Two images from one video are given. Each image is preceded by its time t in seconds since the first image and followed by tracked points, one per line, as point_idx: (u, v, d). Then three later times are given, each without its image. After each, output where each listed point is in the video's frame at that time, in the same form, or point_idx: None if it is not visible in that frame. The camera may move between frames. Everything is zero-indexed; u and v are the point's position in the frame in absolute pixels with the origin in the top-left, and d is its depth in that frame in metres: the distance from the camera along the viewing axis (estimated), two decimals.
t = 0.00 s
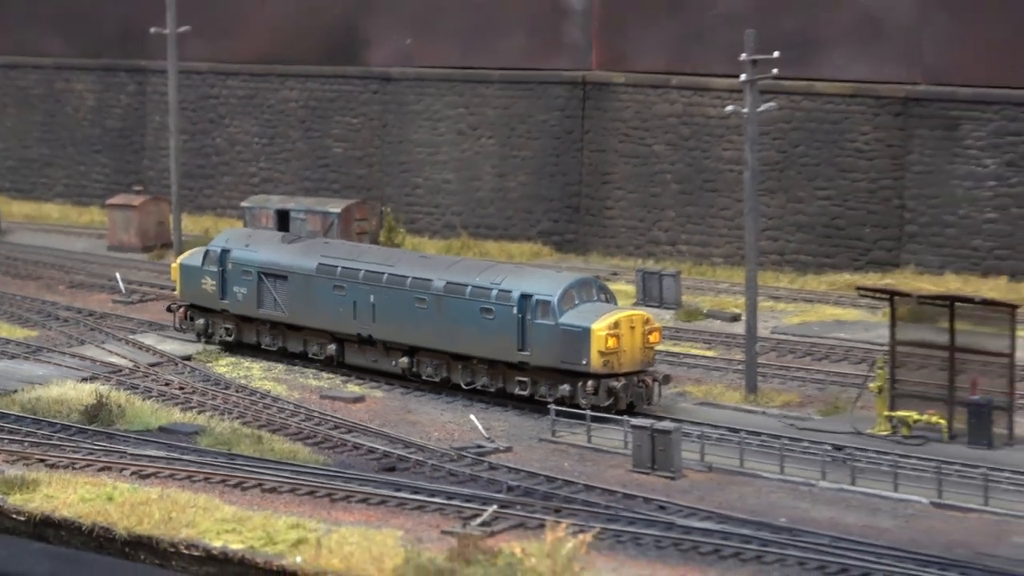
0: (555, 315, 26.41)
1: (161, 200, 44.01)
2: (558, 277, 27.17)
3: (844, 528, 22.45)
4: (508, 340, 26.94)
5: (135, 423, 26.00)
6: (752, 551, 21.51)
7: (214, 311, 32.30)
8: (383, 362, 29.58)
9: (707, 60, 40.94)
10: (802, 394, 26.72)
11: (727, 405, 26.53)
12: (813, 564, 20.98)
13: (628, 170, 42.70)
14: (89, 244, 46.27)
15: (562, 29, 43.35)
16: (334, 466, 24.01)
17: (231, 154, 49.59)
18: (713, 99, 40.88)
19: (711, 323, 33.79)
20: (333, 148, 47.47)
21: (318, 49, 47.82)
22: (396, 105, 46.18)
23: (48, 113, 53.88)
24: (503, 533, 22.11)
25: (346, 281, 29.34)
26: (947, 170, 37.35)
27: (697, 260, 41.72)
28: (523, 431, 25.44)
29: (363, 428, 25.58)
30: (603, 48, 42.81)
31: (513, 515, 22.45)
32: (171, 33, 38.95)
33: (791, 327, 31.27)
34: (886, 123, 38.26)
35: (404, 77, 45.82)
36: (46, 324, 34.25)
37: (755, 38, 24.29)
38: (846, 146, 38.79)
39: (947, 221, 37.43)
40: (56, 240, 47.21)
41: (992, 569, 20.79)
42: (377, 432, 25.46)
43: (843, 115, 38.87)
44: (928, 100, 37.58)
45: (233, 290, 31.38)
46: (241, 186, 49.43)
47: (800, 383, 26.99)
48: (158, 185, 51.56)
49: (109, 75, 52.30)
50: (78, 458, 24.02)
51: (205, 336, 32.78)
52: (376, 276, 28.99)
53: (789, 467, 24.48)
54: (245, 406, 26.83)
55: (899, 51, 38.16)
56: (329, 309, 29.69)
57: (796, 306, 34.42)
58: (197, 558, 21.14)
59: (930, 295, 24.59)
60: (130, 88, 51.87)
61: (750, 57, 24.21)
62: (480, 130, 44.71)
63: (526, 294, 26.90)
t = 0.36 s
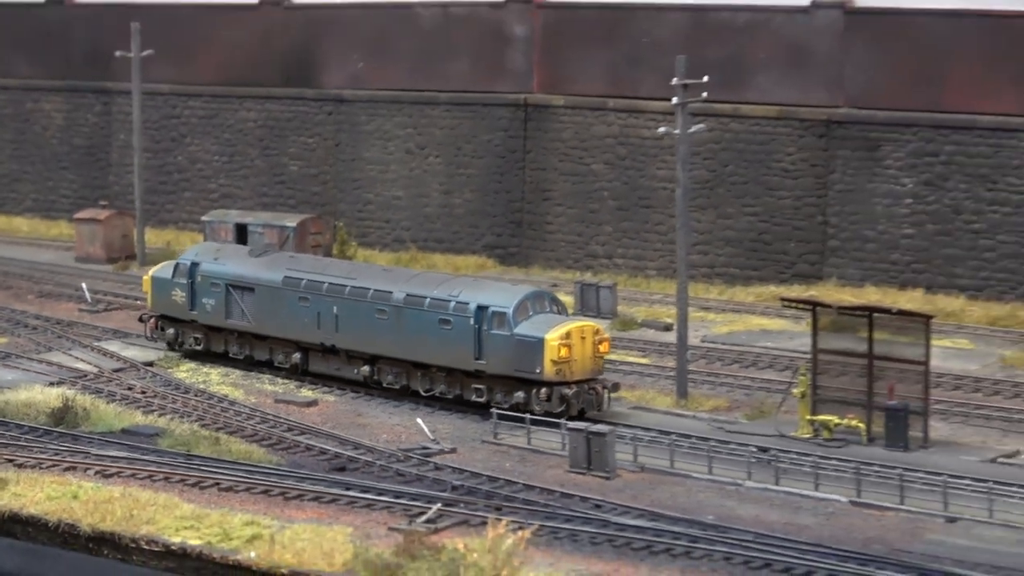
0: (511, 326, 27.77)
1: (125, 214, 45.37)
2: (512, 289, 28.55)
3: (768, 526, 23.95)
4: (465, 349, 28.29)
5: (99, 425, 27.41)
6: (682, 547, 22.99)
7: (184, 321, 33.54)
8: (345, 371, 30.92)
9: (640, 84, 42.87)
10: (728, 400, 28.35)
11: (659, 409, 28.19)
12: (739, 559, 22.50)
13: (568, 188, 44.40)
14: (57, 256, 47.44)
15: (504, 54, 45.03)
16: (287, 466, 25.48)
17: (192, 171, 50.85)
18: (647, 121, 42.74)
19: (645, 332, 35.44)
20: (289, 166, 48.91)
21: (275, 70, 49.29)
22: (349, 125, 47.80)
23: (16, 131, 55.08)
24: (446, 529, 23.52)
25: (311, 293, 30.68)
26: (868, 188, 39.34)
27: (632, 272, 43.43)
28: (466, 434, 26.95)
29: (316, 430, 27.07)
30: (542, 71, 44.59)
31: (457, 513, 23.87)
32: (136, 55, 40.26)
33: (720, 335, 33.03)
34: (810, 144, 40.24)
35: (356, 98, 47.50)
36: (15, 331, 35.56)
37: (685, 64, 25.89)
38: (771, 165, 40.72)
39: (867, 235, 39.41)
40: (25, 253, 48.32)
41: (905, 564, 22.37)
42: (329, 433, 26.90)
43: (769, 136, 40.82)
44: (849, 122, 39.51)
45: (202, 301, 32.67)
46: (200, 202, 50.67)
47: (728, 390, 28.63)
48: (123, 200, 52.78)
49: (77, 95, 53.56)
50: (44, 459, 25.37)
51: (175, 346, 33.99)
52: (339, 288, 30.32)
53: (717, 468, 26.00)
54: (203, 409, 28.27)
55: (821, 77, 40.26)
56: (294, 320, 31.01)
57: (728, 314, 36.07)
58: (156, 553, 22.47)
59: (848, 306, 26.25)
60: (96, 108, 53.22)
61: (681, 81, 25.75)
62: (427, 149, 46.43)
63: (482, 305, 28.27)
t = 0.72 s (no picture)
0: (481, 333, 28.26)
1: (89, 222, 45.71)
2: (482, 297, 29.04)
3: (719, 526, 24.45)
4: (436, 356, 28.78)
5: (64, 429, 27.80)
6: (635, 548, 23.46)
7: (156, 328, 33.94)
8: (316, 377, 31.37)
9: (594, 96, 43.64)
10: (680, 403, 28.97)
11: (614, 414, 28.83)
12: (690, 559, 22.96)
13: (524, 198, 44.94)
14: (21, 264, 47.71)
15: (462, 66, 45.73)
16: (248, 468, 25.93)
17: (155, 180, 51.60)
18: (602, 131, 43.46)
19: (600, 338, 36.17)
20: (250, 175, 49.63)
21: (237, 83, 50.11)
22: (310, 135, 48.43)
23: None
24: (404, 530, 23.94)
25: (282, 301, 31.15)
26: (818, 199, 40.06)
27: (588, 280, 44.00)
28: (424, 437, 27.45)
29: (276, 433, 27.54)
30: (500, 84, 45.26)
31: (414, 514, 24.28)
32: (99, 66, 40.76)
33: (674, 343, 33.74)
34: (761, 155, 40.95)
35: (317, 109, 48.14)
36: None
37: (640, 76, 26.31)
38: (723, 174, 41.43)
39: (817, 245, 40.17)
40: None
41: (852, 564, 22.89)
42: (288, 437, 27.36)
43: (721, 147, 41.54)
44: (799, 133, 40.26)
45: (174, 308, 33.06)
46: (164, 210, 51.38)
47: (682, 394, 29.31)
48: (87, 209, 53.16)
49: (42, 105, 54.03)
50: (7, 461, 25.70)
51: (146, 353, 34.33)
52: (310, 296, 30.80)
53: (670, 471, 26.56)
54: (166, 412, 28.72)
55: (771, 89, 40.97)
56: (266, 327, 31.48)
57: (679, 323, 36.74)
58: (119, 553, 22.88)
59: (798, 313, 26.77)
60: (61, 118, 53.61)
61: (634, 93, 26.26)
62: (388, 159, 46.99)
63: (453, 312, 28.76)
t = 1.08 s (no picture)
0: (444, 338, 28.29)
1: (42, 227, 45.99)
2: (446, 303, 29.07)
3: (666, 529, 24.58)
4: (400, 362, 28.75)
5: (14, 431, 27.84)
6: (582, 550, 23.59)
7: (116, 333, 33.80)
8: (278, 383, 31.34)
9: (548, 102, 43.94)
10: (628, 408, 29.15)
11: (564, 418, 29.11)
12: (637, 562, 23.04)
13: (478, 203, 45.18)
14: None
15: (416, 71, 46.02)
16: (197, 471, 26.07)
17: (108, 184, 51.70)
18: (555, 137, 43.75)
19: (552, 342, 36.48)
20: (203, 179, 49.78)
21: (192, 88, 50.31)
22: (263, 140, 48.54)
23: None
24: (352, 533, 24.02)
25: (244, 306, 31.13)
26: (769, 205, 40.50)
27: (540, 285, 44.43)
28: (374, 440, 27.59)
29: (226, 437, 27.68)
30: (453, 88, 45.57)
31: (362, 517, 24.37)
32: (52, 70, 40.74)
33: (625, 347, 34.05)
34: (713, 161, 41.40)
35: (270, 114, 48.30)
36: None
37: (590, 81, 26.40)
38: (675, 181, 41.89)
39: (769, 251, 40.59)
40: None
41: (798, 566, 23.02)
42: (236, 440, 27.48)
43: (673, 152, 41.97)
44: (750, 139, 40.73)
45: (134, 313, 32.94)
46: (117, 215, 51.55)
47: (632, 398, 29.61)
48: (39, 213, 53.21)
49: None
50: None
51: (106, 359, 34.17)
52: (273, 301, 30.79)
53: (618, 474, 26.72)
54: (115, 416, 28.83)
55: (723, 96, 41.37)
56: (227, 333, 31.43)
57: (629, 327, 37.07)
58: (66, 556, 23.09)
59: (746, 317, 27.07)
60: (14, 122, 53.61)
61: (585, 98, 26.31)
62: (340, 164, 47.12)
63: (417, 318, 28.78)
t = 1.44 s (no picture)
0: (405, 340, 28.32)
1: None
2: (406, 305, 29.09)
3: (612, 527, 24.71)
4: (360, 365, 28.77)
5: None
6: (527, 548, 23.73)
7: (73, 336, 33.80)
8: (237, 385, 31.34)
9: (498, 105, 44.29)
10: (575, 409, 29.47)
11: (512, 418, 29.39)
12: (582, 560, 23.20)
13: (427, 205, 45.50)
14: None
15: (366, 73, 46.33)
16: (143, 471, 26.28)
17: (59, 186, 51.94)
18: (504, 139, 44.18)
19: (501, 344, 36.86)
20: (153, 181, 50.07)
21: (144, 89, 50.62)
22: (214, 142, 48.81)
23: None
24: (299, 532, 24.07)
25: (203, 308, 31.15)
26: (718, 206, 40.96)
27: (490, 287, 44.75)
28: (322, 440, 27.81)
29: (173, 437, 27.93)
30: (403, 90, 45.88)
31: (309, 516, 24.42)
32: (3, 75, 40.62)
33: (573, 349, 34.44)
34: (663, 163, 41.84)
35: (221, 115, 48.60)
36: None
37: (538, 81, 26.68)
38: (624, 183, 42.36)
39: (717, 253, 41.09)
40: None
41: (742, 564, 23.14)
42: (183, 441, 27.74)
43: (622, 155, 42.43)
44: (699, 142, 41.16)
45: (92, 316, 32.94)
46: (67, 217, 51.76)
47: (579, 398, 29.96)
48: None
49: None
50: None
51: (63, 361, 34.14)
52: (231, 303, 30.81)
53: (564, 473, 26.90)
54: (63, 416, 29.04)
55: (673, 98, 41.76)
56: (186, 335, 31.44)
57: (576, 329, 37.63)
58: (12, 555, 23.40)
59: (693, 318, 27.21)
60: None
61: (533, 98, 26.56)
62: (291, 166, 47.35)
63: (377, 320, 28.80)
